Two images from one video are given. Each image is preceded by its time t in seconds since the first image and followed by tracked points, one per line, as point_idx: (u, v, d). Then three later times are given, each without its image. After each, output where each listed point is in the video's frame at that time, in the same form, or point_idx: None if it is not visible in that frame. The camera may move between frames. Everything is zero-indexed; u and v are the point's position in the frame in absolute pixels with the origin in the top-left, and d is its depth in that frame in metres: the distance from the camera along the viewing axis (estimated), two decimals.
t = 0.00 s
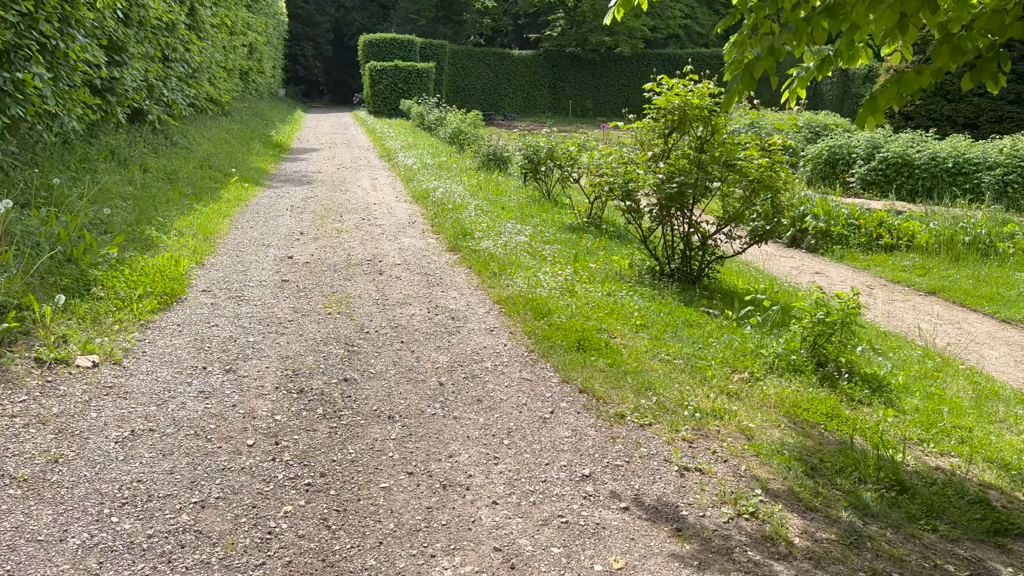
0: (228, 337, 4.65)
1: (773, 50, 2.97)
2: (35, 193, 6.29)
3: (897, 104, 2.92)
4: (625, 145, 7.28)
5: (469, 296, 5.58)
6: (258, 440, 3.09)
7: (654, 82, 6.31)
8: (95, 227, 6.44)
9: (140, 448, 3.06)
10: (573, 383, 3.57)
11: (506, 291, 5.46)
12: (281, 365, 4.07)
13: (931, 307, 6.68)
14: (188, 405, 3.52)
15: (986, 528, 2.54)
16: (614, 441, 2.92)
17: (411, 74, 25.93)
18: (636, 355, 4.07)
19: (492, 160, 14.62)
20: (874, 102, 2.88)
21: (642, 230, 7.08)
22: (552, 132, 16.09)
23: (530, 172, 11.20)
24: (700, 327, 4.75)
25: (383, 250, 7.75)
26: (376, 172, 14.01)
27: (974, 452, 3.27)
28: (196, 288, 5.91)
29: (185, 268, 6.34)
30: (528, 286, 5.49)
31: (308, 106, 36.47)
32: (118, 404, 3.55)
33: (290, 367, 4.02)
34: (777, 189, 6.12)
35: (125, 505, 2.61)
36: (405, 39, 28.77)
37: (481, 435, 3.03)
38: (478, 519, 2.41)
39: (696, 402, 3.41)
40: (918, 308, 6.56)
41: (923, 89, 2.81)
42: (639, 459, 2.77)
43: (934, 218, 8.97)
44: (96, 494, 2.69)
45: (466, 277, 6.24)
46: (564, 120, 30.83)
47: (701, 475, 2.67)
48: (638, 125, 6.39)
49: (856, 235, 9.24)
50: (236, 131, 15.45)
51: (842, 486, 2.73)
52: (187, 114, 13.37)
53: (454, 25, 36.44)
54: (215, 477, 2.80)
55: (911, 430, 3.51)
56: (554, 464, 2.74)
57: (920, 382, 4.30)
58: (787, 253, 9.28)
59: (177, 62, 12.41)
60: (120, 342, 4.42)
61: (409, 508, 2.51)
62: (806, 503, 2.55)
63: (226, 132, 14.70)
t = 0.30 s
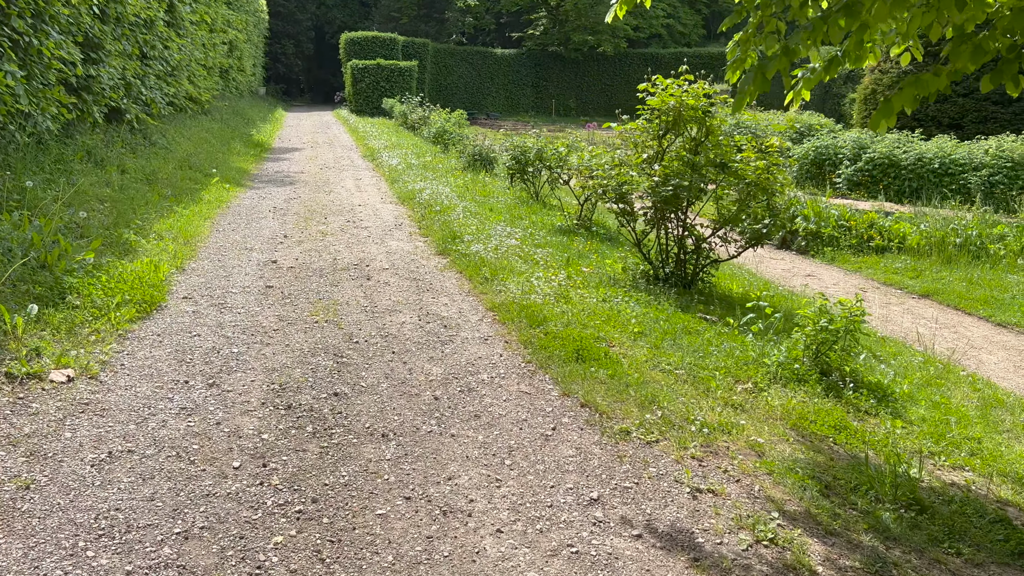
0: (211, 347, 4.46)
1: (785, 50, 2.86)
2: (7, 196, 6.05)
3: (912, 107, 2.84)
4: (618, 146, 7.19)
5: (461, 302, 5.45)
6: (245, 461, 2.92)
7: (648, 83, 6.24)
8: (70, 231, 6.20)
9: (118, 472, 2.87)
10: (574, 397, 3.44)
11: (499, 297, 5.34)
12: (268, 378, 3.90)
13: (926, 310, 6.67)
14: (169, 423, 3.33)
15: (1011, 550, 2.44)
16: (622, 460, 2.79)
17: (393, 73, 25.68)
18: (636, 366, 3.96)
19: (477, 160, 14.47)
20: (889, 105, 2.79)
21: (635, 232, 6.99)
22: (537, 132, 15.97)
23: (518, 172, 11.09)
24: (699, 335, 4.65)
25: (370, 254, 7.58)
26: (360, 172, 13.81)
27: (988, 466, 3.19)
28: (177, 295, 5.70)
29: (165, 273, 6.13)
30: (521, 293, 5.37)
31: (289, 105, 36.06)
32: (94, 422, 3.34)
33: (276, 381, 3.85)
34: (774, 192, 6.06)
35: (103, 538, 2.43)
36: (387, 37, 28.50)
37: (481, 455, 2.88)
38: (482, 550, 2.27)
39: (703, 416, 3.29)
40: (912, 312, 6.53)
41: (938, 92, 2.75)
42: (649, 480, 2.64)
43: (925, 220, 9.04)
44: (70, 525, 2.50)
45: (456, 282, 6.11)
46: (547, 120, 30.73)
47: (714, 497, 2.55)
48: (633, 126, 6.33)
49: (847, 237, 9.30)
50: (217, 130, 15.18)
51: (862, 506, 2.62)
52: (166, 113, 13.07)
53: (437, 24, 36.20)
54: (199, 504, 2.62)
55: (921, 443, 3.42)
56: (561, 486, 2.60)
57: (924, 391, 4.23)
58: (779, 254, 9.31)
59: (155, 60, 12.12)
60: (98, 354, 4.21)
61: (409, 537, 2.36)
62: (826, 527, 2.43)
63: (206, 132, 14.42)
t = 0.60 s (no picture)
0: (205, 358, 4.30)
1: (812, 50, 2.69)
2: None
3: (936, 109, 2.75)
4: (616, 148, 7.11)
5: (461, 308, 5.34)
6: (246, 482, 2.78)
7: (649, 83, 6.16)
8: (55, 236, 6.00)
9: (113, 496, 2.72)
10: (586, 409, 3.33)
11: (500, 303, 5.24)
12: (266, 390, 3.76)
13: (926, 312, 6.64)
14: (165, 440, 3.18)
15: None
16: (642, 477, 2.69)
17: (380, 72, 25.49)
18: (646, 375, 3.86)
19: (467, 161, 14.36)
20: (915, 107, 2.69)
21: (635, 236, 6.92)
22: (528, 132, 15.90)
23: (511, 172, 10.99)
24: (706, 342, 4.56)
25: (364, 257, 7.44)
26: (349, 173, 13.65)
27: (1010, 477, 3.12)
28: (167, 301, 5.54)
29: (154, 279, 5.96)
30: (523, 299, 5.27)
31: (274, 104, 35.69)
32: (85, 440, 3.19)
33: (276, 393, 3.71)
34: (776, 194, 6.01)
35: (99, 569, 2.29)
36: (373, 36, 28.30)
37: (494, 474, 2.77)
38: None
39: (719, 427, 3.20)
40: (913, 314, 6.51)
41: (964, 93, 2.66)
42: (672, 499, 2.55)
43: (920, 221, 9.04)
44: (62, 555, 2.35)
45: (454, 287, 6.00)
46: (536, 120, 30.63)
47: (741, 518, 2.45)
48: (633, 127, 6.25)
49: (842, 238, 9.29)
50: (202, 130, 14.94)
51: (890, 523, 2.54)
52: (151, 113, 12.84)
53: (423, 23, 36.01)
54: (201, 530, 2.48)
55: (939, 453, 3.35)
56: (581, 507, 2.49)
57: (935, 397, 4.17)
58: (775, 257, 9.28)
59: (140, 59, 11.88)
60: (87, 366, 4.05)
61: (426, 564, 2.25)
62: (858, 548, 2.34)
63: (192, 132, 14.19)
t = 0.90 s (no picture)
0: (204, 375, 4.14)
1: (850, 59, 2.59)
2: None
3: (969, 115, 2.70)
4: (617, 153, 7.05)
5: (465, 320, 5.23)
6: (259, 514, 2.65)
7: (652, 88, 6.14)
8: (42, 247, 5.80)
9: (117, 530, 2.58)
10: (607, 428, 3.24)
11: (506, 314, 5.14)
12: (272, 409, 3.63)
13: (928, 317, 6.63)
14: (169, 467, 3.03)
15: None
16: (674, 502, 2.60)
17: (363, 73, 25.32)
18: (662, 389, 3.77)
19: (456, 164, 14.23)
20: (949, 114, 2.62)
21: (637, 243, 6.86)
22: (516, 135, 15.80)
23: (503, 176, 10.89)
24: (718, 353, 4.48)
25: (361, 265, 7.30)
26: (337, 177, 13.47)
27: None
28: (161, 314, 5.36)
29: (145, 289, 5.78)
30: (529, 310, 5.17)
31: (256, 106, 35.27)
32: (84, 468, 3.04)
33: (282, 413, 3.58)
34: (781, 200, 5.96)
35: None
36: (356, 37, 28.10)
37: (519, 501, 2.66)
38: None
39: (744, 446, 3.12)
40: (915, 320, 6.50)
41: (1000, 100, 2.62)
42: (709, 526, 2.46)
43: (915, 224, 9.05)
44: None
45: (456, 297, 5.89)
46: (522, 121, 30.54)
47: (781, 545, 2.38)
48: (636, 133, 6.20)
49: (838, 241, 9.29)
50: (185, 133, 14.69)
51: (931, 547, 2.46)
52: (134, 116, 12.59)
53: (405, 24, 35.79)
54: (214, 568, 2.35)
55: (965, 468, 3.28)
56: (615, 537, 2.40)
57: (951, 408, 4.11)
58: (772, 261, 9.26)
59: (123, 61, 11.61)
60: (81, 386, 3.88)
61: None
62: None
63: (176, 135, 13.94)
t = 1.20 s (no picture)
0: (201, 386, 4.00)
1: (879, 56, 2.41)
2: None
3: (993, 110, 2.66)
4: (616, 154, 6.99)
5: (466, 325, 5.13)
6: (267, 535, 2.54)
7: (653, 89, 6.10)
8: (28, 253, 5.62)
9: (118, 554, 2.45)
10: (623, 438, 3.15)
11: (508, 319, 5.05)
12: (276, 421, 3.51)
13: (928, 319, 6.63)
14: (171, 484, 2.90)
15: None
16: (700, 517, 2.53)
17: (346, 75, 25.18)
18: (674, 397, 3.69)
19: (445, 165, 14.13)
20: (974, 112, 2.59)
21: (637, 245, 6.80)
22: (505, 137, 15.72)
23: (495, 178, 10.80)
24: (726, 358, 4.42)
25: (355, 269, 7.17)
26: (325, 179, 13.31)
27: None
28: (152, 322, 5.20)
29: (135, 296, 5.61)
30: (531, 315, 5.09)
31: (240, 108, 34.88)
32: (81, 487, 2.90)
33: (285, 425, 3.46)
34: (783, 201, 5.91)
35: None
36: (339, 38, 27.92)
37: (539, 517, 2.57)
38: None
39: (764, 455, 3.03)
40: (915, 321, 6.48)
41: None
42: (739, 543, 2.39)
43: (909, 225, 9.07)
44: None
45: (455, 302, 5.79)
46: (509, 123, 30.45)
47: (815, 561, 2.32)
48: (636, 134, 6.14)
49: (833, 242, 9.29)
50: (169, 135, 14.45)
51: (965, 561, 2.40)
52: (117, 118, 12.34)
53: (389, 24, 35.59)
54: None
55: (985, 475, 3.21)
56: (644, 556, 2.32)
57: (962, 412, 4.06)
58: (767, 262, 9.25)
59: (106, 62, 11.37)
60: (74, 399, 3.73)
61: None
62: None
63: (159, 137, 13.70)
